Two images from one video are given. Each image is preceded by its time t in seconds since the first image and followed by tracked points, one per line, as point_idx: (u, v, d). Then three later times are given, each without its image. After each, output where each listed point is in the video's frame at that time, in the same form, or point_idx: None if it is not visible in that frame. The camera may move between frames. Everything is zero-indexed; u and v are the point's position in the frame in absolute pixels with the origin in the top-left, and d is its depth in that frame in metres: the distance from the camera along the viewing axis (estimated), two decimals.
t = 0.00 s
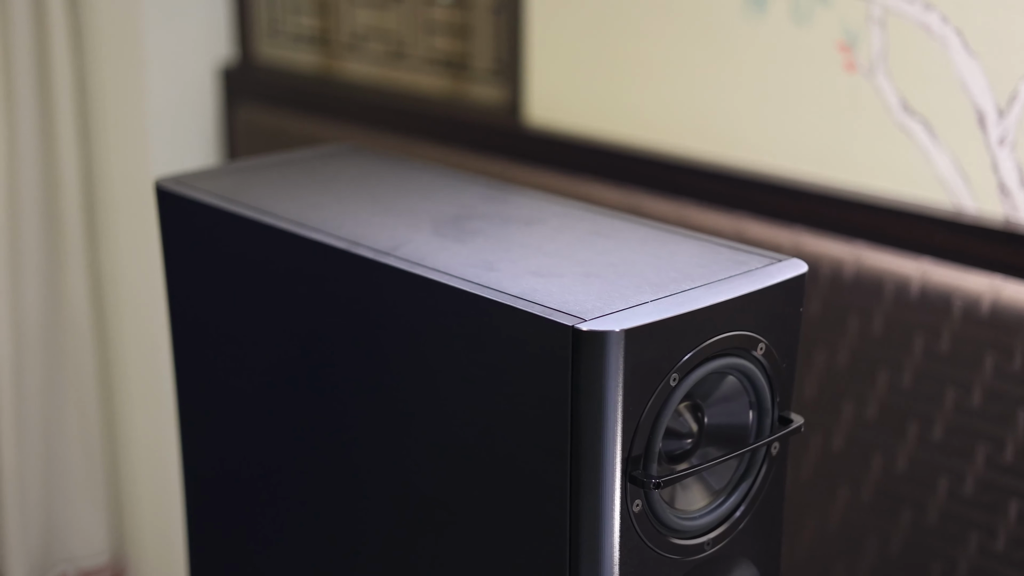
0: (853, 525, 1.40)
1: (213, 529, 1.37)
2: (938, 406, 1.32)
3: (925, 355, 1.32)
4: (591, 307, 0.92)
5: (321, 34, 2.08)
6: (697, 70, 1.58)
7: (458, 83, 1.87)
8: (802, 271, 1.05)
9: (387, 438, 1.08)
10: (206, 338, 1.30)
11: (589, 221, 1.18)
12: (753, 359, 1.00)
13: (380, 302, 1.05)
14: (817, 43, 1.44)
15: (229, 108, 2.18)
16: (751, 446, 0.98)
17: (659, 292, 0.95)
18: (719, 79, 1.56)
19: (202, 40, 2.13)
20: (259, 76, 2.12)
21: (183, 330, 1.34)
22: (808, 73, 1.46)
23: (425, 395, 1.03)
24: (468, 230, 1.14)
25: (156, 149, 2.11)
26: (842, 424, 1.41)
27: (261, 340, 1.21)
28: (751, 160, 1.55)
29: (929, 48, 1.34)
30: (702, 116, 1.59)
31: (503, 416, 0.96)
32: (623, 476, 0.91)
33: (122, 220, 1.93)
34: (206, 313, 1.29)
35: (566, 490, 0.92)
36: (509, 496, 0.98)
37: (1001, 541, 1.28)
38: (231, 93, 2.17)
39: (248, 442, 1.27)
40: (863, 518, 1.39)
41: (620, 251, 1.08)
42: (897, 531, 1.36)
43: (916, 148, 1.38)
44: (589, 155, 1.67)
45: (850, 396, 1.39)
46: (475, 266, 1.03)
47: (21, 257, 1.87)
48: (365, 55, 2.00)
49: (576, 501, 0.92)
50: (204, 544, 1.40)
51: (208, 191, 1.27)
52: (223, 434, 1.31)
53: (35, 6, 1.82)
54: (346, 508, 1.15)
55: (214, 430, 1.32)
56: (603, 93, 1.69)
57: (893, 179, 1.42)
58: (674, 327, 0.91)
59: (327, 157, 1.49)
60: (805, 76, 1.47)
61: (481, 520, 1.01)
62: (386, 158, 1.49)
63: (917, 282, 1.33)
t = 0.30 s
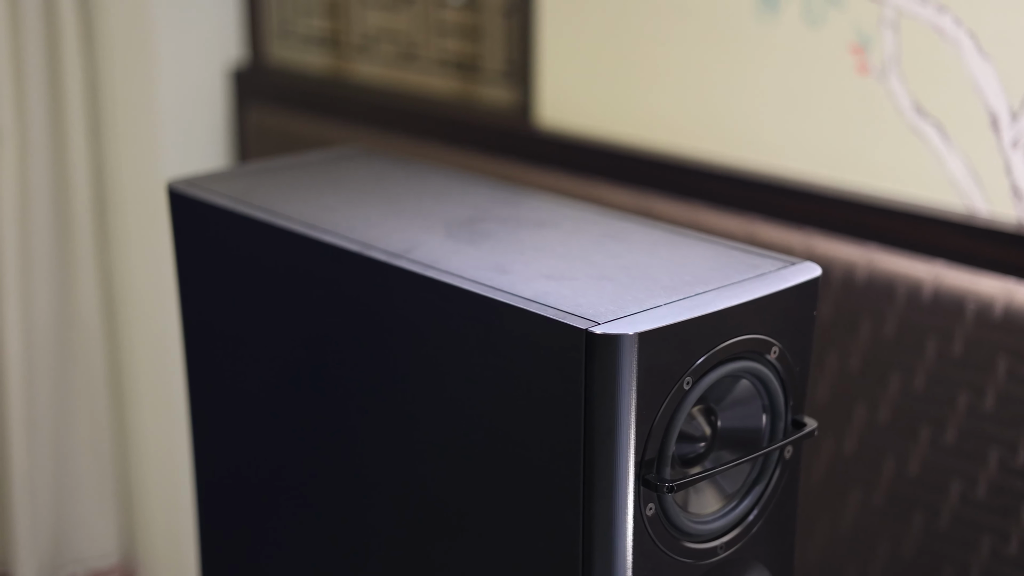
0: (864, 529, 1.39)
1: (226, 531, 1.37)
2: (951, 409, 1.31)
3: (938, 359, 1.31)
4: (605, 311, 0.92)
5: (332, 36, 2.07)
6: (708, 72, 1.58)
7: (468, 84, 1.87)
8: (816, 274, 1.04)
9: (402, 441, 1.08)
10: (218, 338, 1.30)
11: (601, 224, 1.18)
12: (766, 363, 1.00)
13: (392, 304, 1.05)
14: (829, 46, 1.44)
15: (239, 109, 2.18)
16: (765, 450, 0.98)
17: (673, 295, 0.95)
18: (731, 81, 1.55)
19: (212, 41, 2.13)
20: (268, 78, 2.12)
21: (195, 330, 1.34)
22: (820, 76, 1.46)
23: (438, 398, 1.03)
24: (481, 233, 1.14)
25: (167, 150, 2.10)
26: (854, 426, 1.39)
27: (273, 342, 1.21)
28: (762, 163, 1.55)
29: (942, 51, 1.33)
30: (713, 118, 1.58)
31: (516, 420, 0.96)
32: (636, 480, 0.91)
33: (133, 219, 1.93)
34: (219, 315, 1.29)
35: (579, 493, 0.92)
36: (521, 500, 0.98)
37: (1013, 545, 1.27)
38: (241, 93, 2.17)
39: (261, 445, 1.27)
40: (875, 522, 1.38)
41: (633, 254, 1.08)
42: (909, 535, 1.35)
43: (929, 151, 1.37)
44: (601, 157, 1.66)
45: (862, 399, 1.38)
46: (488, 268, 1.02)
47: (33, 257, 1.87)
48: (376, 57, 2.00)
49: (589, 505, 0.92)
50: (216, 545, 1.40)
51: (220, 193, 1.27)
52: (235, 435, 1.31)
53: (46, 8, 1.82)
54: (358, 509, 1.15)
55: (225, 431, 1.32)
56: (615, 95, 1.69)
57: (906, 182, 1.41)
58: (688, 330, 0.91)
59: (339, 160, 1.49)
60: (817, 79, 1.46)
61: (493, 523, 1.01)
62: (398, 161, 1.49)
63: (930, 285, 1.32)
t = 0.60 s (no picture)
0: (877, 532, 1.39)
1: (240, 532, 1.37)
2: (963, 413, 1.30)
3: (950, 363, 1.31)
4: (618, 314, 0.92)
5: (342, 38, 2.08)
6: (719, 74, 1.57)
7: (478, 87, 1.87)
8: (830, 278, 1.04)
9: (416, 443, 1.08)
10: (232, 340, 1.30)
11: (614, 227, 1.18)
12: (780, 366, 1.00)
13: (406, 307, 1.05)
14: (841, 49, 1.43)
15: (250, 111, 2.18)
16: (778, 454, 0.98)
17: (687, 298, 0.95)
18: (742, 85, 1.55)
19: (223, 43, 2.14)
20: (278, 80, 2.12)
21: (210, 333, 1.34)
22: (832, 78, 1.45)
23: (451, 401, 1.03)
24: (493, 235, 1.14)
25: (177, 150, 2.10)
26: (866, 430, 1.39)
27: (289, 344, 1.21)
28: (771, 165, 1.54)
29: (956, 54, 1.33)
30: (724, 121, 1.58)
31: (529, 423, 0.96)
32: (650, 483, 0.91)
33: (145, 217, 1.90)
34: (233, 318, 1.29)
35: (592, 496, 0.92)
36: (533, 503, 0.98)
37: None
38: (251, 95, 2.17)
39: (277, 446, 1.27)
40: (888, 525, 1.38)
41: (646, 257, 1.08)
42: (922, 538, 1.35)
43: (942, 154, 1.37)
44: (611, 160, 1.66)
45: (875, 404, 1.38)
46: (501, 271, 1.02)
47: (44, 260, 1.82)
48: (386, 58, 2.00)
49: (602, 508, 0.92)
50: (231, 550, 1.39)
51: (233, 196, 1.27)
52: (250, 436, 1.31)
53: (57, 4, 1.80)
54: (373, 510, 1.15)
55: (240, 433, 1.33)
56: (626, 98, 1.69)
57: (919, 184, 1.40)
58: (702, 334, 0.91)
59: (351, 163, 1.50)
60: (828, 81, 1.46)
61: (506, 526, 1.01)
62: (411, 164, 1.49)
63: (943, 288, 1.31)
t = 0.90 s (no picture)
0: (888, 535, 1.37)
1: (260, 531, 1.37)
2: (976, 416, 1.29)
3: (963, 365, 1.29)
4: (634, 316, 0.92)
5: (354, 40, 2.08)
6: (730, 77, 1.57)
7: (489, 89, 1.87)
8: (844, 281, 1.04)
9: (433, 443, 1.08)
10: (248, 341, 1.31)
11: (628, 229, 1.18)
12: (795, 369, 1.00)
13: (423, 309, 1.06)
14: (854, 52, 1.43)
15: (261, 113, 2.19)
16: (793, 457, 0.98)
17: (701, 301, 0.96)
18: (753, 87, 1.55)
19: (236, 45, 2.14)
20: (291, 82, 2.12)
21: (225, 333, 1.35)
22: (843, 80, 1.45)
23: (468, 402, 1.03)
24: (508, 237, 1.14)
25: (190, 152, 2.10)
26: (879, 433, 1.38)
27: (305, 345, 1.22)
28: (783, 167, 1.54)
29: (969, 57, 1.32)
30: (735, 124, 1.58)
31: (545, 425, 0.97)
32: (665, 485, 0.91)
33: (156, 219, 1.86)
34: (250, 319, 1.30)
35: (607, 498, 0.92)
36: (550, 505, 0.98)
37: None
38: (264, 96, 2.18)
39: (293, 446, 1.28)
40: (900, 528, 1.36)
41: (661, 259, 1.08)
42: (934, 542, 1.33)
43: (954, 157, 1.36)
44: (623, 161, 1.66)
45: (887, 406, 1.36)
46: (516, 274, 1.03)
47: (55, 259, 1.79)
48: (397, 60, 2.00)
49: (617, 511, 0.92)
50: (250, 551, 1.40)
51: (249, 199, 1.28)
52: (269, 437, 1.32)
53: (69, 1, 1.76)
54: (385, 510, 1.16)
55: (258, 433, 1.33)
56: (638, 100, 1.69)
57: (930, 187, 1.40)
58: (717, 337, 0.91)
59: (365, 165, 1.50)
60: (840, 84, 1.46)
61: (522, 527, 1.01)
62: (424, 167, 1.49)
63: (956, 291, 1.30)
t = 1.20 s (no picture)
0: (901, 539, 1.37)
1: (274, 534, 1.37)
2: (988, 419, 1.28)
3: (976, 369, 1.29)
4: (648, 320, 0.92)
5: (366, 43, 2.08)
6: (743, 80, 1.57)
7: (501, 92, 1.87)
8: (859, 284, 1.04)
9: (447, 446, 1.08)
10: (262, 343, 1.32)
11: (642, 233, 1.18)
12: (809, 373, 1.00)
13: (437, 312, 1.06)
14: (867, 55, 1.43)
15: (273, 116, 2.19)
16: (807, 461, 0.98)
17: (716, 305, 0.96)
18: (764, 90, 1.55)
19: (248, 48, 2.15)
20: (303, 85, 2.13)
21: (241, 334, 1.36)
22: (856, 84, 1.45)
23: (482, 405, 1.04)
24: (522, 241, 1.15)
25: (202, 154, 2.11)
26: (891, 437, 1.37)
27: (320, 347, 1.22)
28: (795, 171, 1.54)
29: (982, 60, 1.32)
30: (747, 127, 1.58)
31: (559, 428, 0.97)
32: (680, 489, 0.91)
33: (168, 223, 1.85)
34: (264, 322, 1.30)
35: (621, 500, 0.93)
36: (564, 507, 0.98)
37: None
38: (276, 99, 2.18)
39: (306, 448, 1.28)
40: (912, 532, 1.36)
41: (675, 263, 1.08)
42: (946, 546, 1.32)
43: (967, 161, 1.36)
44: (635, 165, 1.66)
45: (899, 410, 1.36)
46: (531, 277, 1.03)
47: (67, 261, 1.79)
48: (409, 63, 2.01)
49: (631, 513, 0.92)
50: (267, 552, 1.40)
51: (264, 201, 1.29)
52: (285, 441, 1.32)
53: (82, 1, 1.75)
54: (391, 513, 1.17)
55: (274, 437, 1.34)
56: (651, 103, 1.69)
57: (943, 191, 1.40)
58: (731, 340, 0.91)
59: (379, 169, 1.51)
60: (853, 88, 1.46)
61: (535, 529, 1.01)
62: (438, 170, 1.49)
63: (968, 294, 1.30)
